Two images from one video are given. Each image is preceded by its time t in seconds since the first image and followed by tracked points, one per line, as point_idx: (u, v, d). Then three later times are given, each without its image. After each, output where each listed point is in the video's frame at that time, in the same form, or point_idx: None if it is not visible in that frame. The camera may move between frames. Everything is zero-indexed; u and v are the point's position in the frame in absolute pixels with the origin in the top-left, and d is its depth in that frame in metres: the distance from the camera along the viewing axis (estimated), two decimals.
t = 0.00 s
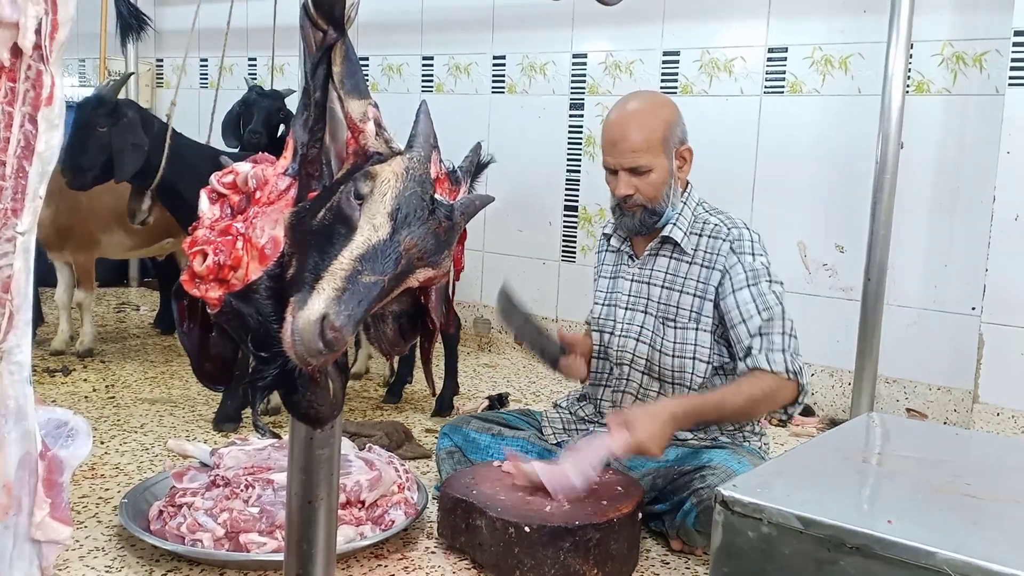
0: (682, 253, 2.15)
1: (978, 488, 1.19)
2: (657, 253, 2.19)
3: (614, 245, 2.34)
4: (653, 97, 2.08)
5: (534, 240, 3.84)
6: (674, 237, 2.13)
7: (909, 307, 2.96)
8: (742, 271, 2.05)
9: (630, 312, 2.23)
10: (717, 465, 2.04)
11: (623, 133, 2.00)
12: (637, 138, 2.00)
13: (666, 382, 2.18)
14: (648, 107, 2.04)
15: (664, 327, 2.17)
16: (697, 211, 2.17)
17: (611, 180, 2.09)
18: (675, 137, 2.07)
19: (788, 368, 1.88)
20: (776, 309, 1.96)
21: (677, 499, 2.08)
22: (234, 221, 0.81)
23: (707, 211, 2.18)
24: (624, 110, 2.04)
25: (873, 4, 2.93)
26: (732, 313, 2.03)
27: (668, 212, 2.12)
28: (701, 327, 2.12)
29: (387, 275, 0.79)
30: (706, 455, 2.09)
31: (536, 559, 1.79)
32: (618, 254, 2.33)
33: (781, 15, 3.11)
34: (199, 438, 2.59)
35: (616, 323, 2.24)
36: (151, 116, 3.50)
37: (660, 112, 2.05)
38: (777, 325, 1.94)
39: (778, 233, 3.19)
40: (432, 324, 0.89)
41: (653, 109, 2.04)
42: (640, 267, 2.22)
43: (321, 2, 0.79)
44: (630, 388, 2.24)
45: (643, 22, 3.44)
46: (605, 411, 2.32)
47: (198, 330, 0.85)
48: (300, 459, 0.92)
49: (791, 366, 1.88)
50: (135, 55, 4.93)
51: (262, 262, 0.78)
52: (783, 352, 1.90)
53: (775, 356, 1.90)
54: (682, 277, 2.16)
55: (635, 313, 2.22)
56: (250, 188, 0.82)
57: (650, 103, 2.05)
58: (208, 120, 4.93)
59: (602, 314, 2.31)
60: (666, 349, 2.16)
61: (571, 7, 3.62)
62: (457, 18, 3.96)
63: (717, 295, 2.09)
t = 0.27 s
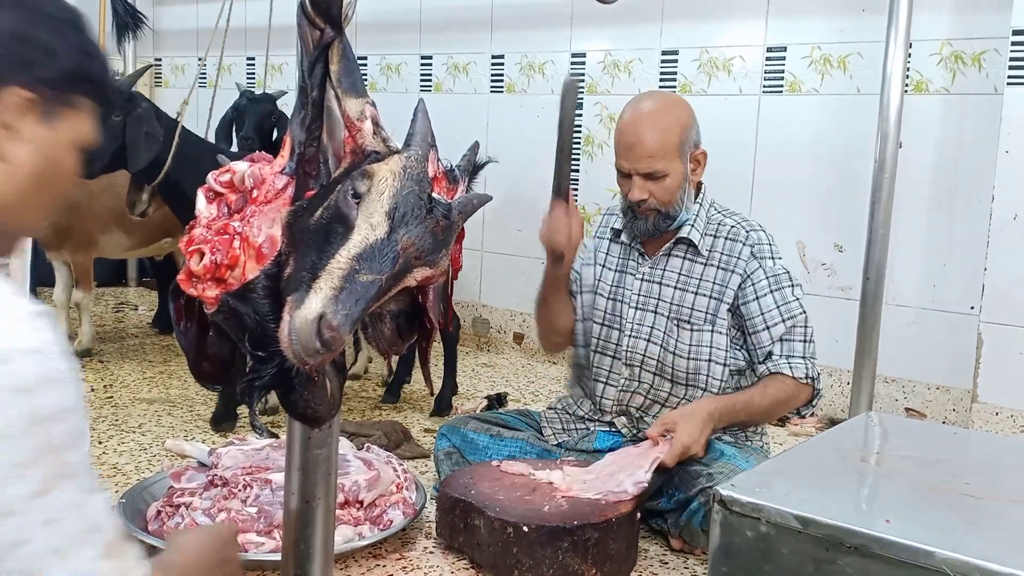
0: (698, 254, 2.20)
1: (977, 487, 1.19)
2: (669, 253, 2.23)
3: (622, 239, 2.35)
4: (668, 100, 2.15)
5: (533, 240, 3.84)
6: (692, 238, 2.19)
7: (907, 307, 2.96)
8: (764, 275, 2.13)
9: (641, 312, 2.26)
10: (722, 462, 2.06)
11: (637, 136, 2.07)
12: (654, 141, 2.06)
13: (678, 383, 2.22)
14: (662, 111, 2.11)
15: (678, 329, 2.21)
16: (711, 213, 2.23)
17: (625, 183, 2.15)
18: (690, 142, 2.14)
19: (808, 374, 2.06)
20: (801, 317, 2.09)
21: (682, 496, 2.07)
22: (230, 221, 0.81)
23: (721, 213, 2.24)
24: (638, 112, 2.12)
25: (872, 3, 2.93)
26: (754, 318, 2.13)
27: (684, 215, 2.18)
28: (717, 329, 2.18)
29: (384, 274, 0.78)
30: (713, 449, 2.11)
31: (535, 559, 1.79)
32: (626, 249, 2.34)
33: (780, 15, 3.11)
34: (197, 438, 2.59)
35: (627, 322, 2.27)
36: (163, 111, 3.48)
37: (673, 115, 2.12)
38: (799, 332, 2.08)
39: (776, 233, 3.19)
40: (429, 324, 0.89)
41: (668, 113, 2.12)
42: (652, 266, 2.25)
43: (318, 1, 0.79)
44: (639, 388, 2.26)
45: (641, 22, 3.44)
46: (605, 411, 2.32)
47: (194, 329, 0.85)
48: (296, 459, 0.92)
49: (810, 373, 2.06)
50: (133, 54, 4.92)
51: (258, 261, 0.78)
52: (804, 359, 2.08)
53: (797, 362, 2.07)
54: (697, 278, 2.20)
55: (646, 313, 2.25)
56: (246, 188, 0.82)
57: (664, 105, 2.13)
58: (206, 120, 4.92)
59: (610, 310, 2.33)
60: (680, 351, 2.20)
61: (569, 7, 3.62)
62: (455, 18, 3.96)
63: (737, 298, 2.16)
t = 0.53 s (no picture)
0: (699, 261, 2.21)
1: (976, 487, 1.19)
2: (670, 260, 2.25)
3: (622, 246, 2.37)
4: (672, 103, 2.16)
5: (532, 240, 3.84)
6: (693, 245, 2.19)
7: (907, 306, 2.96)
8: (765, 282, 2.12)
9: (642, 320, 2.28)
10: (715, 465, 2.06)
11: (640, 141, 2.09)
12: (657, 146, 2.07)
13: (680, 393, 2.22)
14: (666, 116, 2.12)
15: (679, 337, 2.22)
16: (712, 219, 2.24)
17: (627, 191, 2.16)
18: (694, 147, 2.16)
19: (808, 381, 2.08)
20: (803, 323, 2.09)
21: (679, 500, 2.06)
22: (227, 220, 0.80)
23: (722, 218, 2.24)
24: (640, 116, 2.14)
25: (871, 3, 2.93)
26: (755, 326, 2.13)
27: (684, 223, 2.19)
28: (719, 337, 2.17)
29: (382, 274, 0.78)
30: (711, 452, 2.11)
31: (533, 559, 1.78)
32: (621, 255, 2.37)
33: (779, 15, 3.10)
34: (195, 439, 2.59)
35: (628, 330, 2.29)
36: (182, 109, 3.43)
37: (676, 119, 2.14)
38: (802, 339, 2.09)
39: (775, 233, 3.19)
40: (426, 324, 0.89)
41: (671, 118, 2.13)
42: (653, 273, 2.28)
43: (316, 2, 0.79)
44: (639, 396, 2.27)
45: (640, 22, 3.43)
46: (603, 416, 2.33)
47: (191, 329, 0.85)
48: (293, 460, 0.92)
49: (810, 380, 2.08)
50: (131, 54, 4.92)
51: (256, 261, 0.78)
52: (805, 366, 2.09)
53: (799, 369, 2.08)
54: (698, 285, 2.21)
55: (645, 320, 2.27)
56: (244, 188, 0.81)
57: (666, 109, 2.14)
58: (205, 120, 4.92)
59: (610, 316, 2.35)
60: (682, 360, 2.21)
61: (568, 7, 3.62)
62: (454, 18, 3.95)
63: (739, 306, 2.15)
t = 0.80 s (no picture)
0: (696, 258, 2.20)
1: (976, 487, 1.19)
2: (668, 258, 2.24)
3: (620, 246, 2.38)
4: (669, 102, 2.18)
5: (531, 240, 3.84)
6: (691, 243, 2.19)
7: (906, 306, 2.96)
8: (759, 279, 2.12)
9: (638, 317, 2.28)
10: (718, 467, 2.05)
11: (638, 140, 2.10)
12: (654, 145, 2.10)
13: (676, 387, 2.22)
14: (666, 115, 2.14)
15: (676, 333, 2.22)
16: (711, 217, 2.23)
17: (626, 188, 2.18)
18: (692, 146, 2.17)
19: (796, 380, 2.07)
20: (794, 323, 2.09)
21: (677, 500, 2.06)
22: (228, 221, 0.80)
23: (720, 216, 2.23)
24: (640, 115, 2.15)
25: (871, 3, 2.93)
26: (749, 323, 2.12)
27: (683, 220, 2.20)
28: (715, 333, 2.17)
29: (382, 273, 0.78)
30: (709, 455, 2.10)
31: (534, 559, 1.78)
32: (621, 255, 2.38)
33: (779, 14, 3.10)
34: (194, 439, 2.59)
35: (625, 327, 2.30)
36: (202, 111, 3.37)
37: (674, 117, 2.15)
38: (791, 338, 2.09)
39: (774, 233, 3.19)
40: (427, 324, 0.88)
41: (670, 117, 2.14)
42: (649, 271, 2.28)
43: (315, 1, 0.78)
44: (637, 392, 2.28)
45: (640, 21, 3.43)
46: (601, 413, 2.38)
47: (191, 329, 0.84)
48: (294, 460, 0.92)
49: (797, 379, 2.07)
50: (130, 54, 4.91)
51: (256, 260, 0.78)
52: (793, 365, 2.08)
53: (786, 366, 2.08)
54: (694, 282, 2.21)
55: (642, 317, 2.27)
56: (244, 188, 0.82)
57: (665, 108, 2.15)
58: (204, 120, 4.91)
59: (607, 315, 2.35)
60: (678, 356, 2.21)
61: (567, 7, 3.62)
62: (454, 17, 3.95)
63: (732, 302, 2.15)
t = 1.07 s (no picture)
0: (696, 251, 2.22)
1: (976, 486, 1.19)
2: (669, 252, 2.26)
3: (620, 240, 2.37)
4: (675, 99, 2.17)
5: (531, 239, 3.84)
6: (692, 236, 2.21)
7: (906, 306, 2.96)
8: (756, 271, 2.14)
9: (639, 311, 2.28)
10: (729, 458, 2.05)
11: (645, 137, 2.10)
12: (661, 142, 2.09)
13: (678, 381, 2.23)
14: (672, 111, 2.14)
15: (677, 327, 2.23)
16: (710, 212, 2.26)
17: (631, 185, 2.17)
18: (696, 143, 2.18)
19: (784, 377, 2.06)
20: (784, 315, 2.09)
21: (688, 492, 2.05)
22: (228, 221, 0.80)
23: (718, 211, 2.26)
24: (644, 111, 2.14)
25: (871, 3, 2.93)
26: (747, 315, 2.14)
27: (686, 216, 2.21)
28: (715, 326, 2.19)
29: (383, 273, 0.78)
30: (718, 447, 2.11)
31: (534, 559, 1.78)
32: (621, 248, 2.37)
33: (778, 15, 3.10)
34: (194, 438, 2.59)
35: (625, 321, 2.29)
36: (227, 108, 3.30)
37: (679, 114, 2.15)
38: (780, 332, 2.09)
39: (774, 232, 3.20)
40: (428, 323, 0.88)
41: (675, 113, 2.14)
42: (650, 265, 2.28)
43: (316, 1, 0.78)
44: (640, 386, 2.27)
45: (639, 21, 3.43)
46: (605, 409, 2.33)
47: (191, 330, 0.84)
48: (294, 458, 0.92)
49: (787, 375, 2.06)
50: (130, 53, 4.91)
51: (257, 261, 0.78)
52: (782, 362, 2.07)
53: (774, 364, 2.07)
54: (694, 275, 2.23)
55: (644, 312, 2.28)
56: (245, 188, 0.82)
57: (670, 104, 2.15)
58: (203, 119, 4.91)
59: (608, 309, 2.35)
60: (680, 349, 2.22)
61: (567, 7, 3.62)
62: (453, 17, 3.95)
63: (731, 296, 2.17)
